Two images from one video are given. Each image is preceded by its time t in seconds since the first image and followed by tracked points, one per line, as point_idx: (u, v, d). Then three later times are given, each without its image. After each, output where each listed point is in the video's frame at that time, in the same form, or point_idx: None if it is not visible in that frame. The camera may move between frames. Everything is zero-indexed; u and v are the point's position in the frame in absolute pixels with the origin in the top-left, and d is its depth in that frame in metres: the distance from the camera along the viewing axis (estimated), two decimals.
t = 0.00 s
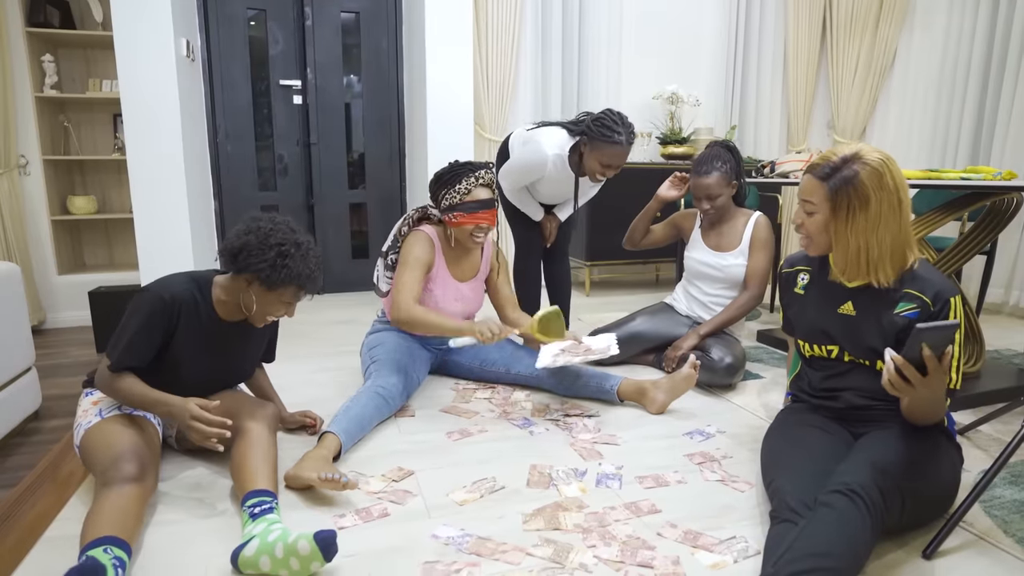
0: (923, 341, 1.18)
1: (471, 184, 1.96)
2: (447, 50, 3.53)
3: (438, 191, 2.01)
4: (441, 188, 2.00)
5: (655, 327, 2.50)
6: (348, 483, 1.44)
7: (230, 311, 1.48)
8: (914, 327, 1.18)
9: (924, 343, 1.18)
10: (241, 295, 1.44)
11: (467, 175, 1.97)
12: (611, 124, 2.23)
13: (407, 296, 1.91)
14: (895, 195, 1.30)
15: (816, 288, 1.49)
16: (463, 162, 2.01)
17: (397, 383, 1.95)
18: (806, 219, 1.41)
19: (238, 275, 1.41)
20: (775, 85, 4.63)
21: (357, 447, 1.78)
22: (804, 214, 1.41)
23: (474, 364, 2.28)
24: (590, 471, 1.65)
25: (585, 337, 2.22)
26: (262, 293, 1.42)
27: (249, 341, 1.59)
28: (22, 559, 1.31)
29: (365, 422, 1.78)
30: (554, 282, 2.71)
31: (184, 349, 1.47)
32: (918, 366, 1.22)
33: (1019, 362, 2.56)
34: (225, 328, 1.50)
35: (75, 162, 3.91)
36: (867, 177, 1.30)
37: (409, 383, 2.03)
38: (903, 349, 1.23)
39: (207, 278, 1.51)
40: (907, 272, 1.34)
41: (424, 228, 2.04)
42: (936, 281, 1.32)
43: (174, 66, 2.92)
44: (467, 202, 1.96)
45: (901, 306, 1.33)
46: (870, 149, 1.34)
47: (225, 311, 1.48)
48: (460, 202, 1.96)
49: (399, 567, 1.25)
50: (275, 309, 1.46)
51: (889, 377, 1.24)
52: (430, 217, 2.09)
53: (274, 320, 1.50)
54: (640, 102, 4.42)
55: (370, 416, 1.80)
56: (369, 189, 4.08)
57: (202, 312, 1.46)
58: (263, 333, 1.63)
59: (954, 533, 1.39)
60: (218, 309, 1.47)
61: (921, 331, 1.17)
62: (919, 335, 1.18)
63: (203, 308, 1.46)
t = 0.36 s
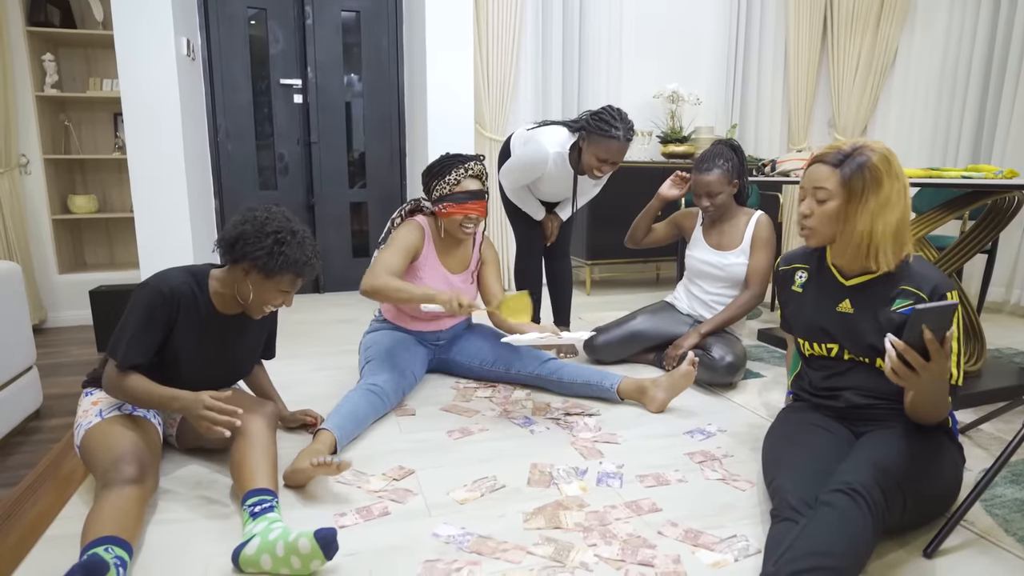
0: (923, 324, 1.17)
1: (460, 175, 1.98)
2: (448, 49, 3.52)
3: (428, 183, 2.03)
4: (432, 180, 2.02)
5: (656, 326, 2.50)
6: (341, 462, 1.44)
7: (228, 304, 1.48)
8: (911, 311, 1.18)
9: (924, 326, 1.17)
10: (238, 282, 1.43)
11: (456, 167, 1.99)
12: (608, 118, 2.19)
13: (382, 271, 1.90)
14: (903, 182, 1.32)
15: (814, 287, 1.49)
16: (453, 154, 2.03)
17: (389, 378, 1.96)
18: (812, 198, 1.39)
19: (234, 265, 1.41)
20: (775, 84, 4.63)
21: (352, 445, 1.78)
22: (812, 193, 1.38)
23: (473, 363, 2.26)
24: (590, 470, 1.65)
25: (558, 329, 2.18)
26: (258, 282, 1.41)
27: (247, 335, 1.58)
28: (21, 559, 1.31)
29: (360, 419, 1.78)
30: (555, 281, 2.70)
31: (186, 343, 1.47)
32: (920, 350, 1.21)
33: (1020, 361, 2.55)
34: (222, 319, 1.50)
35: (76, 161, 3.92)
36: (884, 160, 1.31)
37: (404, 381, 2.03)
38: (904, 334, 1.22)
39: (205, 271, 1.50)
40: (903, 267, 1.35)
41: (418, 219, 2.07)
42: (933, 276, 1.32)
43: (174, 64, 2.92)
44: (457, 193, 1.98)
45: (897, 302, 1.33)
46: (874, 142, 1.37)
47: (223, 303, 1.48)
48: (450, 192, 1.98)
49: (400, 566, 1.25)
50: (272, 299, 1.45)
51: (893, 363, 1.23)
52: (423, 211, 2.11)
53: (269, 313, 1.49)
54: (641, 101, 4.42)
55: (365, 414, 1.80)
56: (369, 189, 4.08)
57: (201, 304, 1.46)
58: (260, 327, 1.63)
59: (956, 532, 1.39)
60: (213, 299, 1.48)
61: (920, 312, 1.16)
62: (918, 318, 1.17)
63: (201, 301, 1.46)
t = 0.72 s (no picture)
0: (935, 271, 1.12)
1: (476, 182, 1.97)
2: (449, 47, 3.52)
3: (444, 185, 2.02)
4: (448, 182, 2.01)
5: (657, 324, 2.49)
6: (331, 446, 1.51)
7: (217, 299, 1.47)
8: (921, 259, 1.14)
9: (935, 275, 1.12)
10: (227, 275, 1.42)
11: (473, 172, 1.98)
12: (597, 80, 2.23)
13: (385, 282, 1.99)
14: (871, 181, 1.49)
15: (802, 285, 1.50)
16: (470, 159, 2.01)
17: (385, 376, 1.95)
18: (845, 181, 1.38)
19: (222, 258, 1.40)
20: (777, 82, 4.62)
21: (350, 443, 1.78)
22: (847, 173, 1.38)
23: (475, 360, 2.24)
24: (591, 468, 1.65)
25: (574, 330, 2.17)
26: (244, 274, 1.39)
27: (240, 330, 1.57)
28: (23, 557, 1.31)
29: (355, 416, 1.78)
30: (558, 278, 2.70)
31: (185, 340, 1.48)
32: (933, 304, 1.16)
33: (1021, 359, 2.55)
34: (212, 315, 1.50)
35: (78, 159, 3.92)
36: (874, 167, 1.43)
37: (403, 379, 2.04)
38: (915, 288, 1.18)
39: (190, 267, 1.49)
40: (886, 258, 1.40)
41: (433, 216, 2.07)
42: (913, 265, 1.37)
43: (175, 61, 2.92)
44: (469, 199, 1.97)
45: (884, 291, 1.37)
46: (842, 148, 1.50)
47: (212, 298, 1.47)
48: (463, 198, 1.97)
49: (401, 564, 1.25)
50: (258, 292, 1.43)
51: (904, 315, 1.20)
52: (437, 207, 2.10)
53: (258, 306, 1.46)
54: (642, 99, 4.41)
55: (360, 411, 1.80)
56: (370, 186, 4.08)
57: (189, 297, 1.46)
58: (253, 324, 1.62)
59: (957, 530, 1.39)
60: (201, 293, 1.47)
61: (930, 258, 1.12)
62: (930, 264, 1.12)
63: (190, 298, 1.46)
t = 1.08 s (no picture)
0: (920, 263, 1.14)
1: (497, 190, 1.96)
2: (449, 47, 3.52)
3: (462, 191, 2.01)
4: (467, 189, 2.00)
5: (658, 322, 2.49)
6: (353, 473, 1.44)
7: (195, 283, 1.49)
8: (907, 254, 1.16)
9: (919, 265, 1.14)
10: (198, 251, 1.43)
11: (493, 180, 1.97)
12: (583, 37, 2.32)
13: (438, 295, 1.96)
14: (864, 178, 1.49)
15: (799, 283, 1.50)
16: (491, 165, 2.00)
17: (399, 376, 1.95)
18: (838, 179, 1.38)
19: (193, 233, 1.41)
20: (777, 81, 4.61)
21: (357, 443, 1.78)
22: (840, 172, 1.38)
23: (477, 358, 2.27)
24: (591, 467, 1.65)
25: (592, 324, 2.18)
26: (215, 241, 1.40)
27: (224, 311, 1.58)
28: (23, 557, 1.31)
29: (367, 417, 1.78)
30: (561, 276, 2.70)
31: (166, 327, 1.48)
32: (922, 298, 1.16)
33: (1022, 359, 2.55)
34: (189, 298, 1.51)
35: (78, 158, 3.92)
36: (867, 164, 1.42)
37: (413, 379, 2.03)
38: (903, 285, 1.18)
39: (164, 254, 1.50)
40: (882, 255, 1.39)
41: (453, 216, 2.05)
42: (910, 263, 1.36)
43: (175, 59, 2.92)
44: (490, 207, 1.97)
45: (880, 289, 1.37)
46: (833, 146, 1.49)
47: (186, 281, 1.48)
48: (484, 206, 1.97)
49: (402, 562, 1.25)
50: (235, 261, 1.43)
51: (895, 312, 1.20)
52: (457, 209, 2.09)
53: (234, 279, 1.46)
54: (642, 98, 4.41)
55: (372, 411, 1.81)
56: (370, 185, 4.08)
57: (162, 283, 1.47)
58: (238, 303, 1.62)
59: (957, 529, 1.39)
60: (175, 277, 1.48)
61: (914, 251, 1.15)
62: (913, 257, 1.15)
63: (163, 283, 1.47)
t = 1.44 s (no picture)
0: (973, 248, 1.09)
1: (507, 199, 1.94)
2: (450, 47, 3.52)
3: (472, 199, 1.99)
4: (477, 197, 1.97)
5: (659, 323, 2.49)
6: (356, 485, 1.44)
7: (205, 296, 1.48)
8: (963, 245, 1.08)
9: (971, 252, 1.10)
10: (206, 269, 1.41)
11: (504, 189, 1.95)
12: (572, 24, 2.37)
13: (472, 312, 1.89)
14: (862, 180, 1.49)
15: (803, 283, 1.50)
16: (503, 173, 1.97)
17: (402, 377, 1.96)
18: (832, 181, 1.39)
19: (203, 253, 1.39)
20: (777, 82, 4.61)
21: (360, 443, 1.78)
22: (833, 174, 1.39)
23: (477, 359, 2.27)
24: (591, 468, 1.65)
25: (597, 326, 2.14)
26: (226, 263, 1.38)
27: (232, 323, 1.58)
28: (24, 558, 1.31)
29: (371, 418, 1.78)
30: (563, 278, 2.70)
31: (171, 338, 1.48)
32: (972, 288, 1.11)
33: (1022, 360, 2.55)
34: (200, 309, 1.50)
35: (79, 159, 3.92)
36: (861, 165, 1.43)
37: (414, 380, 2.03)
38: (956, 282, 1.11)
39: (176, 266, 1.49)
40: (885, 254, 1.39)
41: (458, 226, 2.01)
42: (913, 261, 1.36)
43: (175, 60, 2.92)
44: (500, 215, 1.96)
45: (883, 287, 1.36)
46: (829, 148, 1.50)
47: (199, 293, 1.47)
48: (494, 214, 1.96)
49: (403, 563, 1.25)
50: (246, 281, 1.43)
51: (950, 320, 1.11)
52: (463, 217, 2.05)
53: (243, 297, 1.47)
54: (642, 99, 4.41)
55: (375, 412, 1.81)
56: (370, 186, 4.08)
57: (174, 292, 1.45)
58: (245, 317, 1.62)
59: (958, 530, 1.39)
60: (188, 288, 1.47)
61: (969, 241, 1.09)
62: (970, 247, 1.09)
63: (175, 294, 1.46)
